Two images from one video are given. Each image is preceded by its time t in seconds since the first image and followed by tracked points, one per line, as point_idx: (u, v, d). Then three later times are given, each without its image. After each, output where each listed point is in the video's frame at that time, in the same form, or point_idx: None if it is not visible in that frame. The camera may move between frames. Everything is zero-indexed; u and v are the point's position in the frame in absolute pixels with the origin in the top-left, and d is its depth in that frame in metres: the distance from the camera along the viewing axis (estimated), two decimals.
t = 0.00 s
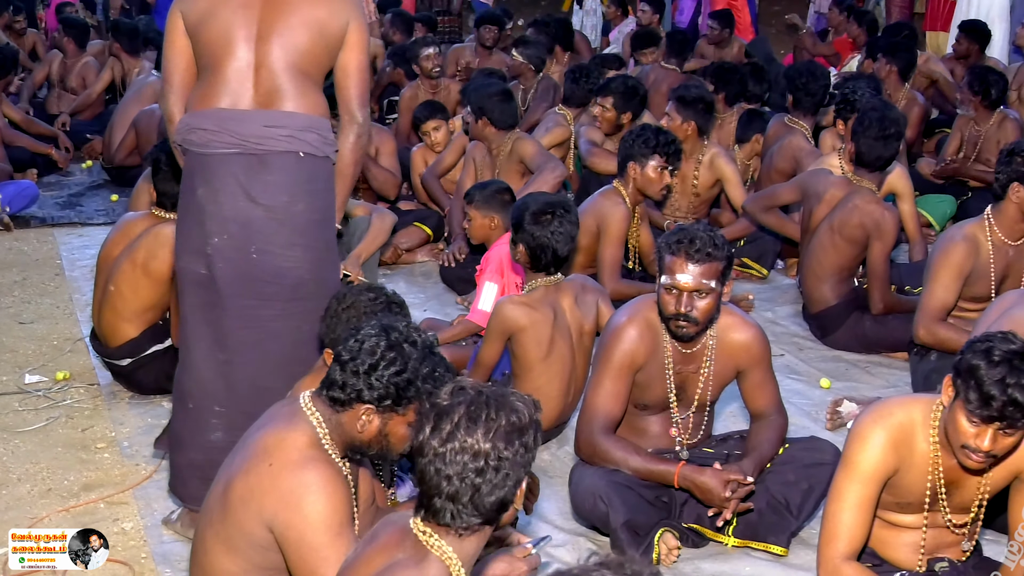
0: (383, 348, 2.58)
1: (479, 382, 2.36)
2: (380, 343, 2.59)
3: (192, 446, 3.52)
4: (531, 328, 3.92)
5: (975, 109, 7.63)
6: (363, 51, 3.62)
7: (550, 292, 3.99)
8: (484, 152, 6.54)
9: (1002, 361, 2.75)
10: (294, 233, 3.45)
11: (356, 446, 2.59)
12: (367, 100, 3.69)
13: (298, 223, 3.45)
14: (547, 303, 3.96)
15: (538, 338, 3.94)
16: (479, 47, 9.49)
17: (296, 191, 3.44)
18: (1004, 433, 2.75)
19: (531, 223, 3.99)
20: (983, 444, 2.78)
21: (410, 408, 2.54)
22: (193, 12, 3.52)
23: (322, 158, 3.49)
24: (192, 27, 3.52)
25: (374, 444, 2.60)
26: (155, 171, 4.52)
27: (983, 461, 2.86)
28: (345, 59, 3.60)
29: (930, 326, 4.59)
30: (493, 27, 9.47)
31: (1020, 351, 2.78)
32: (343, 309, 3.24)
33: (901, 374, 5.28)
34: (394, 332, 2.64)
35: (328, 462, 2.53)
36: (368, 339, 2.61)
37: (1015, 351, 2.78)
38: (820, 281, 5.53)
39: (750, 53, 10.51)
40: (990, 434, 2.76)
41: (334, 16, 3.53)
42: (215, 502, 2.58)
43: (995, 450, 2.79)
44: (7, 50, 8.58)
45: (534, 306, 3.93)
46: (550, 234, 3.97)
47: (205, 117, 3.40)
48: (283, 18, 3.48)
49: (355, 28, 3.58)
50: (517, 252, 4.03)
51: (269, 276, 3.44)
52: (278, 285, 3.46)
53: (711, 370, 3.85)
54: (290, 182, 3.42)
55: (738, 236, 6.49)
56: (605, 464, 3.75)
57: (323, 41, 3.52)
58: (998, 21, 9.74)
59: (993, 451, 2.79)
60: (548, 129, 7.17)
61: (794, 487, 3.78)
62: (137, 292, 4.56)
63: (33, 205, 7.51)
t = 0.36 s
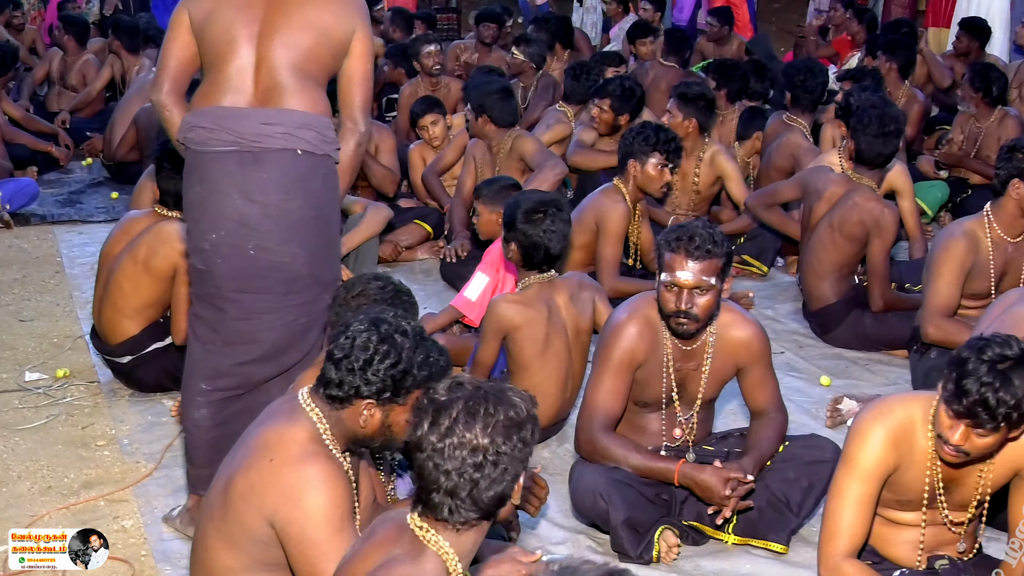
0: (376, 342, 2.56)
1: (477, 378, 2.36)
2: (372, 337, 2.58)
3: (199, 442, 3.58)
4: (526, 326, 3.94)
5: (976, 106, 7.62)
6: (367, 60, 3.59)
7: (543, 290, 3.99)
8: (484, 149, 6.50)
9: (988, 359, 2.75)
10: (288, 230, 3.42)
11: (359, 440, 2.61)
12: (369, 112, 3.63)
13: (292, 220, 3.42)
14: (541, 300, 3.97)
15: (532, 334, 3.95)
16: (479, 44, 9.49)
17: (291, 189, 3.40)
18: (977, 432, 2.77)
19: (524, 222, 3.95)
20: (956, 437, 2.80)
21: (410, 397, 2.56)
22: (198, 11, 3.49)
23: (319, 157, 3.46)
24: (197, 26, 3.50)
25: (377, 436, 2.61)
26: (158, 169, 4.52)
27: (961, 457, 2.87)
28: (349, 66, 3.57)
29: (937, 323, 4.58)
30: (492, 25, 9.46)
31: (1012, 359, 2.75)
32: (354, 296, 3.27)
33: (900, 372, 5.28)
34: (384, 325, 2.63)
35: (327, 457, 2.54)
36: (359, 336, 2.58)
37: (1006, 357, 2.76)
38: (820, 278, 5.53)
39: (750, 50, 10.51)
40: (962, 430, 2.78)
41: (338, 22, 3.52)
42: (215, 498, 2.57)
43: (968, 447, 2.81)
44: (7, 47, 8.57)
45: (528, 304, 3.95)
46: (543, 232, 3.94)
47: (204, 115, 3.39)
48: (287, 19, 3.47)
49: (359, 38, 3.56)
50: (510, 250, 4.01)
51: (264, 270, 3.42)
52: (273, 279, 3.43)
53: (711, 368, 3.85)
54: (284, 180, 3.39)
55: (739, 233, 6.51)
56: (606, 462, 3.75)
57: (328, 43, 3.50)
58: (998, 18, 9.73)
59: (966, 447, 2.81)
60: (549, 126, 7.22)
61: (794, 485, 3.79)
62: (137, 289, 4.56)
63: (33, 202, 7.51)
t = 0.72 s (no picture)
0: (365, 340, 2.57)
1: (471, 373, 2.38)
2: (358, 336, 2.58)
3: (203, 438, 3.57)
4: (505, 323, 3.92)
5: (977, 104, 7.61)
6: (393, 53, 3.58)
7: (520, 285, 3.99)
8: (484, 147, 6.52)
9: (979, 360, 2.76)
10: (306, 225, 3.41)
11: (366, 429, 2.67)
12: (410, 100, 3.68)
13: (307, 216, 3.40)
14: (518, 296, 3.96)
15: (512, 328, 3.93)
16: (479, 42, 9.48)
17: (308, 185, 3.38)
18: (964, 432, 2.79)
19: (487, 224, 4.09)
20: (941, 436, 2.83)
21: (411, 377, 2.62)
22: (217, 13, 3.51)
23: (336, 154, 3.44)
24: (215, 25, 3.51)
25: (385, 421, 2.67)
26: (161, 166, 4.51)
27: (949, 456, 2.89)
28: (375, 59, 3.57)
29: (933, 323, 4.59)
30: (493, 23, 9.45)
31: (1002, 361, 2.75)
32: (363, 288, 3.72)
33: (901, 370, 5.27)
34: (365, 319, 2.63)
35: (324, 455, 2.54)
36: (344, 339, 2.57)
37: (996, 359, 2.76)
38: (821, 276, 5.53)
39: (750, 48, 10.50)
40: (949, 429, 2.81)
41: (360, 19, 3.50)
42: (214, 498, 2.57)
43: (955, 446, 2.83)
44: (7, 45, 8.57)
45: (505, 301, 3.94)
46: (506, 232, 4.05)
47: (221, 110, 3.37)
48: (309, 15, 3.45)
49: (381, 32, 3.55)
50: (479, 254, 4.11)
51: (276, 260, 3.41)
52: (285, 271, 3.42)
53: (711, 366, 3.85)
54: (302, 176, 3.37)
55: (738, 231, 6.50)
56: (605, 460, 3.76)
57: (348, 40, 3.49)
58: (999, 17, 9.72)
59: (953, 446, 2.83)
60: (552, 123, 7.18)
61: (794, 483, 3.79)
62: (138, 285, 4.58)
63: (33, 200, 7.51)
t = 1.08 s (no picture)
0: (366, 337, 2.57)
1: (472, 372, 2.37)
2: (360, 333, 2.58)
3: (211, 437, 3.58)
4: (483, 322, 3.89)
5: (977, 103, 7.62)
6: (386, 65, 3.59)
7: (494, 284, 3.98)
8: (484, 146, 6.52)
9: (970, 354, 2.77)
10: (306, 224, 3.41)
11: (369, 426, 2.67)
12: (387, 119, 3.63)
13: (310, 216, 3.41)
14: (493, 293, 3.94)
15: (495, 325, 3.90)
16: (480, 41, 9.48)
17: (311, 186, 3.39)
18: (954, 427, 2.80)
19: (458, 225, 3.95)
20: (932, 429, 2.84)
21: (413, 373, 2.63)
22: (219, 17, 3.52)
23: (338, 155, 3.44)
24: (217, 31, 3.52)
25: (388, 417, 2.67)
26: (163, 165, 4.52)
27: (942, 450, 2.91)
28: (368, 73, 3.57)
29: (941, 320, 4.59)
30: (493, 21, 9.45)
31: (994, 356, 2.76)
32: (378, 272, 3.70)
33: (901, 369, 5.27)
34: (365, 316, 2.62)
35: (327, 451, 2.54)
36: (346, 336, 2.57)
37: (987, 355, 2.76)
38: (820, 275, 5.54)
39: (750, 47, 10.49)
40: (938, 422, 2.83)
41: (362, 27, 3.51)
42: (218, 496, 2.57)
43: (944, 439, 2.84)
44: (7, 44, 8.56)
45: (479, 300, 3.91)
46: (478, 234, 3.91)
47: (224, 109, 3.37)
48: (311, 19, 3.45)
49: (378, 41, 3.55)
50: (450, 253, 4.02)
51: (277, 260, 3.41)
52: (290, 270, 3.43)
53: (710, 364, 3.85)
54: (305, 176, 3.38)
55: (739, 230, 6.52)
56: (606, 458, 3.76)
57: (349, 45, 3.49)
58: (1000, 16, 9.72)
59: (942, 440, 2.84)
60: (552, 122, 7.20)
61: (794, 481, 3.79)
62: (138, 284, 4.59)
63: (33, 199, 7.51)
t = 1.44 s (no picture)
0: (363, 333, 2.58)
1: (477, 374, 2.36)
2: (357, 330, 2.59)
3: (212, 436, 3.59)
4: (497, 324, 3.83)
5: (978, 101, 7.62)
6: (377, 64, 3.60)
7: (494, 284, 3.97)
8: (484, 145, 6.52)
9: (962, 353, 2.77)
10: (316, 224, 3.42)
11: (367, 423, 2.67)
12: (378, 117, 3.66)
13: (316, 217, 3.41)
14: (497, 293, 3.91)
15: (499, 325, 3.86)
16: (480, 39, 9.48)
17: (318, 186, 3.39)
18: (949, 426, 2.79)
19: (457, 227, 3.93)
20: (927, 427, 2.84)
21: (411, 370, 2.63)
22: (212, 16, 3.45)
23: (344, 155, 3.44)
24: (211, 31, 3.45)
25: (388, 415, 2.67)
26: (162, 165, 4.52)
27: (936, 449, 2.90)
28: (360, 73, 3.59)
29: (942, 322, 4.59)
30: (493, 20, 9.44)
31: (987, 355, 2.76)
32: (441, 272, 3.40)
33: (902, 368, 5.27)
34: (363, 312, 2.64)
35: (324, 445, 2.53)
36: (344, 333, 2.59)
37: (981, 353, 2.76)
38: (821, 274, 5.53)
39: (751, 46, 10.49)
40: (932, 420, 2.82)
41: (355, 25, 3.52)
42: (217, 493, 2.57)
43: (940, 438, 2.83)
44: (8, 43, 8.56)
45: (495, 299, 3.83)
46: (476, 235, 3.89)
47: (229, 112, 3.33)
48: (305, 19, 3.45)
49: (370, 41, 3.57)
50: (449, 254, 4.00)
51: (279, 263, 3.42)
52: (292, 271, 3.44)
53: (712, 367, 3.86)
54: (312, 177, 3.38)
55: (739, 228, 6.54)
56: (607, 458, 3.76)
57: (344, 45, 3.50)
58: (1001, 15, 9.71)
59: (937, 438, 2.83)
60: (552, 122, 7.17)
61: (794, 480, 3.80)
62: (139, 282, 4.59)
63: (33, 198, 7.51)
